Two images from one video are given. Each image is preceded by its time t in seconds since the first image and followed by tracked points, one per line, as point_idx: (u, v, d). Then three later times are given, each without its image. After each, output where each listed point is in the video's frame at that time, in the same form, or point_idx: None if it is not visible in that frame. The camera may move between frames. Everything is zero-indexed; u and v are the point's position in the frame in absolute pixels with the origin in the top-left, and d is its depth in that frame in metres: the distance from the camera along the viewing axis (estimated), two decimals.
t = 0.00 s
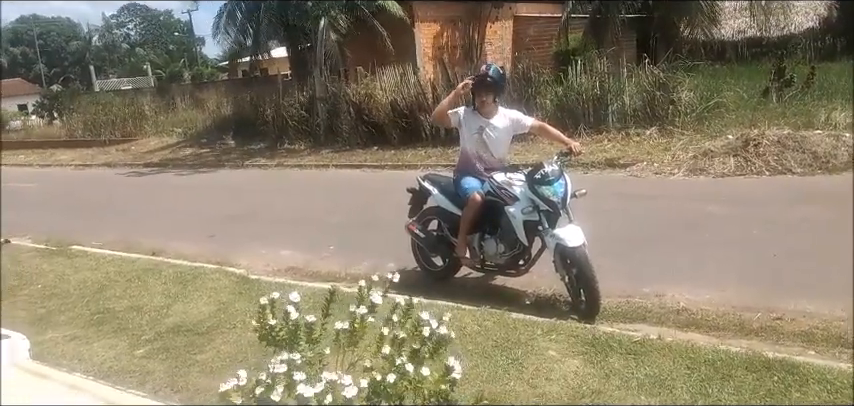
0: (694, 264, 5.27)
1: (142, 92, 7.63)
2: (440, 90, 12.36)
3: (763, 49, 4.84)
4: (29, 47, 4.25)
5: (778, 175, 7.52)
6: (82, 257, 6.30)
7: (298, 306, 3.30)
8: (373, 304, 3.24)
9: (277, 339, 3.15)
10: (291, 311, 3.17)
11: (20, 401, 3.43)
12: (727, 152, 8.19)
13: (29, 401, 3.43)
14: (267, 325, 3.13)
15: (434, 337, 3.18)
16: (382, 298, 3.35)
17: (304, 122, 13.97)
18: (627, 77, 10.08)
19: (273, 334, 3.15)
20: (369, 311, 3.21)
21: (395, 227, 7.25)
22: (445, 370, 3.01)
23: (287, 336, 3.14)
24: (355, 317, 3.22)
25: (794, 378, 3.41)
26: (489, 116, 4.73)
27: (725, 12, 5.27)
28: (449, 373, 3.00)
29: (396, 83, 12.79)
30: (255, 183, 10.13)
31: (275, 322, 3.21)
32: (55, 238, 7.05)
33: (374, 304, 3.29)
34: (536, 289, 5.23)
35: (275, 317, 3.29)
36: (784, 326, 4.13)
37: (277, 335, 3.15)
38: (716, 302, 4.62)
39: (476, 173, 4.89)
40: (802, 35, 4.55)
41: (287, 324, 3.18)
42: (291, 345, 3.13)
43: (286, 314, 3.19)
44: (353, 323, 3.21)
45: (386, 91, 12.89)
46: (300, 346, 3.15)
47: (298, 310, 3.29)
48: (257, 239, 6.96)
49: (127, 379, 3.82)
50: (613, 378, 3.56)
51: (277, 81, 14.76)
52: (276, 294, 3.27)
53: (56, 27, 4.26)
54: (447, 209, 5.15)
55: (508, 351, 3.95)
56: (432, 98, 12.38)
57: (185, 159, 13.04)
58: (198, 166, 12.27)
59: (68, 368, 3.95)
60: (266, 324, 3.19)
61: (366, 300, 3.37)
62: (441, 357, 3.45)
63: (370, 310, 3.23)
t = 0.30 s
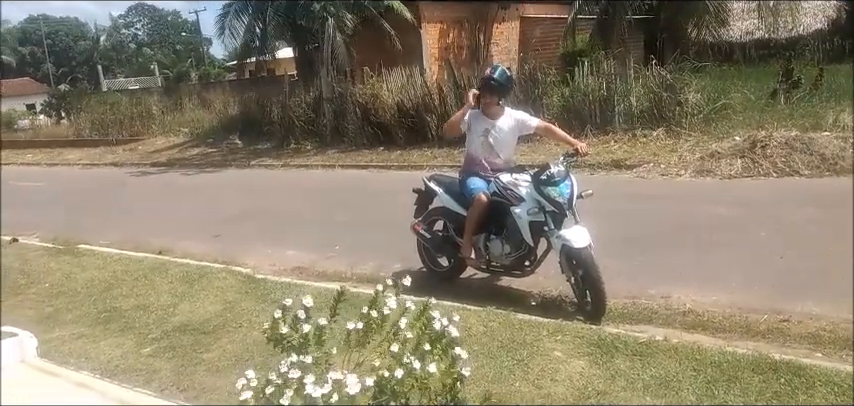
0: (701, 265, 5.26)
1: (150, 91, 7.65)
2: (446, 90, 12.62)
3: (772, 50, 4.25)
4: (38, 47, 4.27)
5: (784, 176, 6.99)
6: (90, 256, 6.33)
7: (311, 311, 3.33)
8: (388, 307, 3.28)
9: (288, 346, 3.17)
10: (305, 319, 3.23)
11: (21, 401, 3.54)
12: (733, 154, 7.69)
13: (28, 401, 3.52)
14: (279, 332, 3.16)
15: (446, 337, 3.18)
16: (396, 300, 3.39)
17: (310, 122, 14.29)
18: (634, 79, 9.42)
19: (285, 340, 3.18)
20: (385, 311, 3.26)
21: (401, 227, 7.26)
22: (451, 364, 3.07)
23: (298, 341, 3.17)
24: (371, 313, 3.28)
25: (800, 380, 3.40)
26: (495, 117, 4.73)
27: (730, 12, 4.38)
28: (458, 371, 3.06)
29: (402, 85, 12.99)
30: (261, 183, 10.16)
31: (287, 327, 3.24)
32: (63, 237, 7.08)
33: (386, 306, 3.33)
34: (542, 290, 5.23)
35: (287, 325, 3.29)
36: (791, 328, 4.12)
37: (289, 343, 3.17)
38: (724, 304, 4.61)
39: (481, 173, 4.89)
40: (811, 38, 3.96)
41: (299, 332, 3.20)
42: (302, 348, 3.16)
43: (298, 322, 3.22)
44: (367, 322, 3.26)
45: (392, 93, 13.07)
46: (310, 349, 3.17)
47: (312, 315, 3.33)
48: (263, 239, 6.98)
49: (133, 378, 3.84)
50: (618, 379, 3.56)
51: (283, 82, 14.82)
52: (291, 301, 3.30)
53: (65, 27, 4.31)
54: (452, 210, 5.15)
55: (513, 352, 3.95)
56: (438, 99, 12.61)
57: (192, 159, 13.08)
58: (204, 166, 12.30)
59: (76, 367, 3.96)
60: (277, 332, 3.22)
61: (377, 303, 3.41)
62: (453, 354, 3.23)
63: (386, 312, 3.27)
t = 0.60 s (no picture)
0: (710, 268, 5.25)
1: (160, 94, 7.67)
2: (453, 91, 12.31)
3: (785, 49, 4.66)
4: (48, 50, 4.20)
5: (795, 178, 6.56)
6: (99, 259, 6.36)
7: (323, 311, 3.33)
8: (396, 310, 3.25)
9: (301, 342, 3.16)
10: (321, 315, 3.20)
11: (20, 402, 3.41)
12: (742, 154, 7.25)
13: (29, 401, 3.41)
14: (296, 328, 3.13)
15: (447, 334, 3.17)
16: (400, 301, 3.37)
17: (317, 124, 13.89)
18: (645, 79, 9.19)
19: (295, 338, 3.17)
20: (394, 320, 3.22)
21: (408, 228, 7.26)
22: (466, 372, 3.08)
23: (319, 337, 3.15)
24: (381, 323, 3.25)
25: (811, 382, 3.38)
26: (504, 118, 4.72)
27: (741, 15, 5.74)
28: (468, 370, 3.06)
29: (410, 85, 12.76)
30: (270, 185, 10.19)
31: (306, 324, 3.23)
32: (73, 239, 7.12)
33: (391, 309, 3.32)
34: (550, 291, 5.22)
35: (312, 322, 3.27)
36: (801, 329, 4.10)
37: (307, 339, 3.14)
38: (733, 305, 4.59)
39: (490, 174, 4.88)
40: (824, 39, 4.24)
41: (314, 329, 3.18)
42: (312, 350, 3.16)
43: (315, 316, 3.22)
44: (375, 329, 3.24)
45: (399, 94, 12.82)
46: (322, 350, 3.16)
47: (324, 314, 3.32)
48: (272, 241, 6.99)
49: (143, 380, 3.86)
50: (628, 381, 3.54)
51: (290, 83, 14.81)
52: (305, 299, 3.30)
53: (74, 30, 4.22)
54: (460, 211, 5.16)
55: (522, 354, 3.94)
56: (446, 101, 12.32)
57: (200, 161, 13.12)
58: (212, 168, 12.32)
59: (86, 368, 3.98)
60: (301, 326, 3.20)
61: (384, 305, 3.40)
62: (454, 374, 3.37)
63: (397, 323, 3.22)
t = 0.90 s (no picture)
0: (722, 263, 5.22)
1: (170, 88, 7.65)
2: (465, 85, 12.29)
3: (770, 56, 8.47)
4: (62, 42, 4.08)
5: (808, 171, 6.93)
6: (112, 249, 6.42)
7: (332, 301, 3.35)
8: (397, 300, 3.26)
9: (306, 333, 3.20)
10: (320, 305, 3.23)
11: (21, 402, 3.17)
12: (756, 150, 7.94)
13: (30, 402, 3.18)
14: (295, 319, 3.17)
15: (457, 335, 3.17)
16: (411, 293, 3.40)
17: (328, 116, 14.20)
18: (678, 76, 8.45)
19: (303, 328, 3.20)
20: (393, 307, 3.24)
21: (419, 221, 7.27)
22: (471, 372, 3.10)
23: (313, 328, 3.20)
24: (384, 309, 3.27)
25: (823, 377, 3.37)
26: (517, 112, 4.71)
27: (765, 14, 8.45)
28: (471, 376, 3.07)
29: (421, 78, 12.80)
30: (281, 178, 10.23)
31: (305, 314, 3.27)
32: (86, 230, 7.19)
33: (403, 301, 3.35)
34: (561, 285, 5.22)
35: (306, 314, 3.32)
36: (814, 325, 4.07)
37: (309, 331, 3.20)
38: (745, 300, 4.57)
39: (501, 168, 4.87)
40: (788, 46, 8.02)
41: (314, 320, 3.22)
42: (317, 338, 3.20)
43: (315, 309, 3.24)
44: (380, 317, 3.26)
45: (411, 88, 12.95)
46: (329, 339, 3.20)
47: (333, 304, 3.35)
48: (283, 234, 7.01)
49: (156, 368, 3.90)
50: (638, 375, 3.54)
51: (302, 76, 14.87)
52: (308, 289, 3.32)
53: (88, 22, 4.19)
54: (471, 205, 5.16)
55: (532, 346, 3.95)
56: (458, 94, 12.36)
57: (212, 152, 13.17)
58: (223, 160, 12.37)
59: (99, 356, 4.02)
60: (296, 317, 3.24)
61: (395, 296, 3.42)
62: (474, 360, 3.58)
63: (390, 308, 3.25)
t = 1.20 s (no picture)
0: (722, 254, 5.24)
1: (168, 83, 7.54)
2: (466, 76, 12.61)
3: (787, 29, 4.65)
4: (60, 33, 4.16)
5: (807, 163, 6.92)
6: (113, 240, 6.43)
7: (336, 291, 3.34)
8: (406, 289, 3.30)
9: (315, 325, 3.20)
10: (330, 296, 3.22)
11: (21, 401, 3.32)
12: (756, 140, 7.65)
13: (28, 401, 3.31)
14: (310, 309, 3.18)
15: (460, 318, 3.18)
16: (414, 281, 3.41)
17: (329, 107, 14.69)
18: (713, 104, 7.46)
19: (309, 318, 3.21)
20: (405, 292, 3.29)
21: (419, 212, 7.29)
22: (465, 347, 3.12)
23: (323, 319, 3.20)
24: (391, 295, 3.32)
25: (822, 368, 3.39)
26: (519, 103, 4.69)
27: None
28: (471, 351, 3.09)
29: (419, 70, 12.42)
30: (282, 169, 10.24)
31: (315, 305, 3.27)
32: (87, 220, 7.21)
33: (404, 286, 3.35)
34: (561, 275, 5.24)
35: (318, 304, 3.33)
36: (813, 316, 4.09)
37: (317, 322, 3.20)
38: (745, 291, 4.59)
39: (502, 159, 4.89)
40: None
41: (326, 310, 3.22)
42: (318, 330, 3.20)
43: (324, 299, 3.24)
44: (387, 304, 3.30)
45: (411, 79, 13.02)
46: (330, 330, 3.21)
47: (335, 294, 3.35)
48: (283, 224, 7.02)
49: (158, 358, 3.92)
50: (637, 365, 3.56)
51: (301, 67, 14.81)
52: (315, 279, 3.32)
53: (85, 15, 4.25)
54: (472, 195, 5.17)
55: (532, 336, 3.95)
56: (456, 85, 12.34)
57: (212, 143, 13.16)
58: (223, 151, 12.36)
59: (101, 346, 4.02)
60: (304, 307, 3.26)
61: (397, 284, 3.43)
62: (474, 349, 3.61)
63: (406, 294, 3.29)
